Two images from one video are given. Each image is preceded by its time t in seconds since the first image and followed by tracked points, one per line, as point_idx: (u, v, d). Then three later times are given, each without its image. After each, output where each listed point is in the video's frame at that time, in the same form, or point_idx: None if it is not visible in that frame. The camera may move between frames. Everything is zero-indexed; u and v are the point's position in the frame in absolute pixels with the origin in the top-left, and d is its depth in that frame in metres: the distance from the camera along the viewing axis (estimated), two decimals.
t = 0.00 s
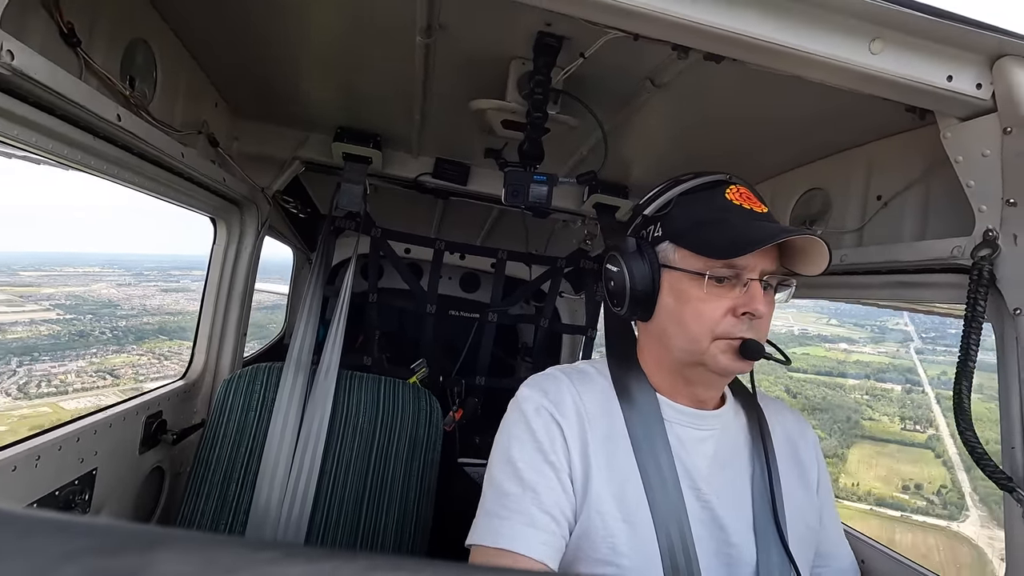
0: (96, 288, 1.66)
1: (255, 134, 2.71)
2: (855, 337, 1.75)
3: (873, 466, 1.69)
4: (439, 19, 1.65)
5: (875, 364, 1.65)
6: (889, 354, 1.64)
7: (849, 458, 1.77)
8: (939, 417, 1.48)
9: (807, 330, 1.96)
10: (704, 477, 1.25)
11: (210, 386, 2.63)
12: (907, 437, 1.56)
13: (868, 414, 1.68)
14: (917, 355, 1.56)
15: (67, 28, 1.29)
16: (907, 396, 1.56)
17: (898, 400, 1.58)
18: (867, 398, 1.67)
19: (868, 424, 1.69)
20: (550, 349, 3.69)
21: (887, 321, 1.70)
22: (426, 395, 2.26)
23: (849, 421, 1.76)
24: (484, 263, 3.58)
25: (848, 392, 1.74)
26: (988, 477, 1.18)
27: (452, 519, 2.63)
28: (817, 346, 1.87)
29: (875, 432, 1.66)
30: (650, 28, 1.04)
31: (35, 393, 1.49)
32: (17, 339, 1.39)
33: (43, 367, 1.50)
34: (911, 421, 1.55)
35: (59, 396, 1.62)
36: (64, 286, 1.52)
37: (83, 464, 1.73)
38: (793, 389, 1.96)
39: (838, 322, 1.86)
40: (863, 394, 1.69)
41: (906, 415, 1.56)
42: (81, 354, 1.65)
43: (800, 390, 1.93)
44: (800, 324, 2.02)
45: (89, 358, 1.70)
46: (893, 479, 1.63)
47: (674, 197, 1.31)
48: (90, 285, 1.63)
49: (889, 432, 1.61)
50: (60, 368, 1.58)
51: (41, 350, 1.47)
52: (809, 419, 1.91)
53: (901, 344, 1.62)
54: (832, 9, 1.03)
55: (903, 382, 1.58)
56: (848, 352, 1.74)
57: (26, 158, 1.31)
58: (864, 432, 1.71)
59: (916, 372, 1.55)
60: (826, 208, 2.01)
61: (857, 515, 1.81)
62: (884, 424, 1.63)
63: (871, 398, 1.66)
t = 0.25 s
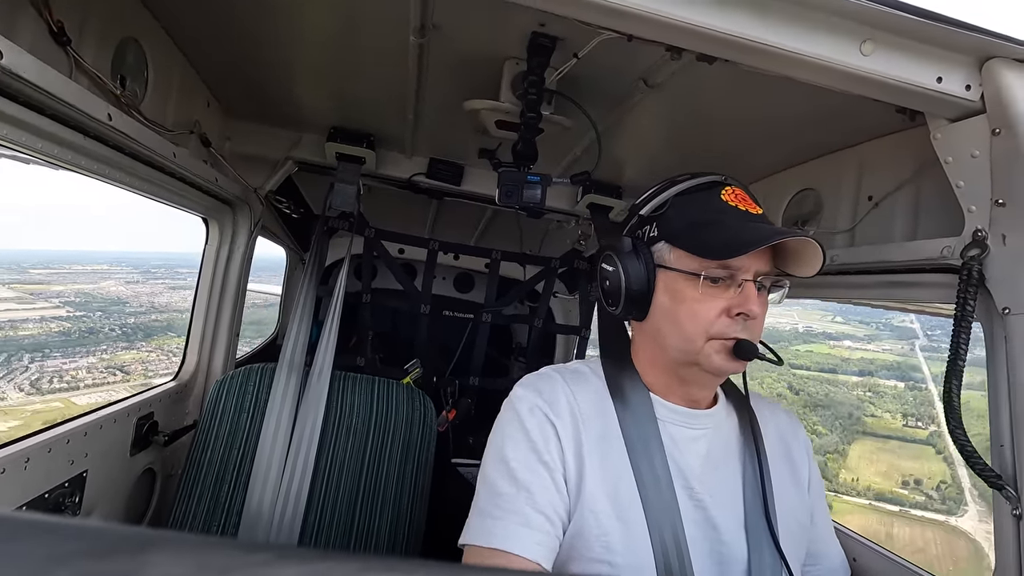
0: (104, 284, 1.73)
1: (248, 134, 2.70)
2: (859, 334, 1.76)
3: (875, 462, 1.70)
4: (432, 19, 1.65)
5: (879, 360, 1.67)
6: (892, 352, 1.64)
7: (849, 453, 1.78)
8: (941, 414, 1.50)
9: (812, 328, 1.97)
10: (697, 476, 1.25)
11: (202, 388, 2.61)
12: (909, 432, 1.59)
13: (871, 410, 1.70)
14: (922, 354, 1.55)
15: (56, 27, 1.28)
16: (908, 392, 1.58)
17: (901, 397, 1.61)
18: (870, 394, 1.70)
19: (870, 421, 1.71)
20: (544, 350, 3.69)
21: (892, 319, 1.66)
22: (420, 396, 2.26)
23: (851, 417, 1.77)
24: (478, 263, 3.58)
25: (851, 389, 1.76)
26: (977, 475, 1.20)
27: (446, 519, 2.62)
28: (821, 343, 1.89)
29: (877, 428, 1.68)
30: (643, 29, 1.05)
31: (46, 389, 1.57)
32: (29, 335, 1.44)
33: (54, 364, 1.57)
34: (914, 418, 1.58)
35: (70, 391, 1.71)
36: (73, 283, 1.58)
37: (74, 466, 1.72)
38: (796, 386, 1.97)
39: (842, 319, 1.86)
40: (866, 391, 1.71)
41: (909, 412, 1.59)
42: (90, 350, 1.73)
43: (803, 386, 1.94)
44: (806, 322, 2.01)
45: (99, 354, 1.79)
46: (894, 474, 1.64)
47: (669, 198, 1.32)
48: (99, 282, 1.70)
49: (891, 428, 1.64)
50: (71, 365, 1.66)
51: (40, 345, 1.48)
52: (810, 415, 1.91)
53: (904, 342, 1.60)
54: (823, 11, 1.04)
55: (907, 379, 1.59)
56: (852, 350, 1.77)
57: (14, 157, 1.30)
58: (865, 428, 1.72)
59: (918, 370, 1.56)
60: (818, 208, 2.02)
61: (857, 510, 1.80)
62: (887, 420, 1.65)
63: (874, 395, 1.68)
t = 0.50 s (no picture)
0: (112, 282, 1.81)
1: (243, 131, 2.69)
2: (865, 331, 1.73)
3: (876, 457, 1.68)
4: (429, 18, 1.65)
5: (882, 357, 1.65)
6: (898, 349, 1.61)
7: (850, 449, 1.77)
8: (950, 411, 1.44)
9: (817, 325, 1.95)
10: (687, 478, 1.25)
11: (195, 386, 2.60)
12: (911, 429, 1.57)
13: (873, 407, 1.68)
14: (927, 351, 1.52)
15: (49, 21, 1.27)
16: (912, 389, 1.56)
17: (904, 393, 1.59)
18: (873, 391, 1.67)
19: (872, 417, 1.69)
20: (539, 350, 3.69)
21: (897, 316, 1.63)
22: (412, 395, 2.25)
23: (853, 413, 1.75)
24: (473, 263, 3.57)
25: (855, 386, 1.73)
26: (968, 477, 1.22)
27: (439, 519, 2.62)
28: (826, 340, 1.87)
29: (878, 424, 1.66)
30: (639, 30, 1.05)
31: (59, 384, 1.65)
32: (41, 332, 1.50)
33: (66, 360, 1.65)
34: (916, 414, 1.55)
35: (82, 386, 1.80)
36: (83, 281, 1.65)
37: (64, 464, 1.70)
38: (798, 383, 1.94)
39: (847, 316, 1.83)
40: (869, 388, 1.69)
41: (912, 408, 1.56)
42: (101, 346, 1.83)
43: (805, 383, 1.91)
44: (811, 318, 1.99)
45: (110, 350, 1.90)
46: (894, 469, 1.62)
47: (658, 199, 1.32)
48: (108, 278, 1.78)
49: (894, 425, 1.62)
50: (83, 361, 1.75)
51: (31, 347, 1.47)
52: (812, 412, 1.90)
53: (911, 340, 1.58)
54: (817, 15, 1.05)
55: (910, 376, 1.56)
56: (857, 346, 1.74)
57: (7, 153, 1.28)
58: (868, 424, 1.71)
59: (922, 367, 1.53)
60: (812, 211, 2.03)
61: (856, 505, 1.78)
62: (889, 417, 1.63)
63: (877, 391, 1.66)
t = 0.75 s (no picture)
0: (123, 280, 1.91)
1: (240, 129, 2.68)
2: (869, 328, 1.73)
3: (878, 453, 1.66)
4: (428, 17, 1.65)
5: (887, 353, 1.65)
6: (904, 345, 1.60)
7: (852, 445, 1.75)
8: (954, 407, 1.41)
9: (822, 321, 1.94)
10: (683, 481, 1.26)
11: (190, 384, 2.59)
12: (913, 425, 1.56)
13: (875, 403, 1.67)
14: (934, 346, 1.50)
15: (46, 17, 1.27)
16: (916, 386, 1.54)
17: (907, 390, 1.57)
18: (877, 387, 1.66)
19: (874, 413, 1.68)
20: (535, 350, 3.69)
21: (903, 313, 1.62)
22: (409, 395, 2.26)
23: (855, 409, 1.74)
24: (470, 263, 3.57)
25: (858, 382, 1.73)
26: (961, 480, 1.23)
27: (435, 519, 2.62)
28: (831, 337, 1.88)
29: (881, 421, 1.64)
30: (638, 32, 1.05)
31: (71, 379, 1.75)
32: (52, 327, 1.58)
33: (80, 355, 1.75)
34: (919, 411, 1.54)
35: (93, 381, 1.91)
36: (92, 278, 1.72)
37: (58, 461, 1.70)
38: (801, 378, 1.93)
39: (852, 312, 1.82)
40: (873, 384, 1.68)
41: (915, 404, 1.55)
42: (113, 343, 1.94)
43: (808, 379, 1.91)
44: (816, 315, 1.97)
45: (121, 346, 2.02)
46: (895, 465, 1.60)
47: (658, 201, 1.33)
48: (118, 277, 1.87)
49: (897, 421, 1.60)
50: (95, 356, 1.85)
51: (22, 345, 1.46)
52: (813, 408, 1.88)
53: (916, 335, 1.57)
54: (815, 18, 1.05)
55: (913, 373, 1.56)
56: (862, 343, 1.74)
57: (3, 149, 1.28)
58: (869, 420, 1.69)
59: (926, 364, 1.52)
60: (808, 214, 2.04)
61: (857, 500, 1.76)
62: (893, 413, 1.61)
63: (881, 387, 1.65)
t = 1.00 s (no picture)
0: (132, 277, 2.00)
1: (238, 126, 2.67)
2: (873, 325, 1.70)
3: (879, 449, 1.66)
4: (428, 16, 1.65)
5: (890, 350, 1.64)
6: (908, 342, 1.59)
7: (853, 441, 1.74)
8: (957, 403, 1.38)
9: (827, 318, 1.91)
10: (677, 483, 1.26)
11: (185, 382, 2.58)
12: (914, 422, 1.55)
13: (877, 400, 1.66)
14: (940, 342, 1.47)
15: (45, 12, 1.27)
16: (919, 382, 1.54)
17: (909, 387, 1.56)
18: (882, 384, 1.64)
19: (876, 410, 1.66)
20: (532, 351, 3.69)
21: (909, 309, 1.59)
22: (405, 393, 2.26)
23: (858, 406, 1.72)
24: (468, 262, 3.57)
25: (862, 378, 1.71)
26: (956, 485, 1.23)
27: (430, 519, 2.61)
28: (835, 334, 1.85)
29: (883, 417, 1.63)
30: (638, 34, 1.05)
31: (82, 374, 1.83)
32: (64, 324, 1.63)
33: (90, 352, 1.83)
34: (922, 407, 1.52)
35: (104, 375, 2.01)
36: (102, 276, 1.79)
37: (52, 458, 1.69)
38: (804, 376, 1.92)
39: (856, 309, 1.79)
40: (877, 381, 1.66)
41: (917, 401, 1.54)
42: (122, 339, 2.04)
43: (812, 376, 1.89)
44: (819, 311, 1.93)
45: (130, 343, 2.12)
46: (896, 460, 1.60)
47: (652, 203, 1.32)
48: (126, 274, 1.94)
49: (900, 418, 1.59)
50: (105, 353, 1.94)
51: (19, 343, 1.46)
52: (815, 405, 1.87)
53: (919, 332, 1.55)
54: (814, 22, 1.05)
55: (917, 369, 1.55)
56: (867, 340, 1.72)
57: None
58: (871, 416, 1.68)
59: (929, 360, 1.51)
60: (806, 217, 2.05)
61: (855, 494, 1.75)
62: (896, 410, 1.60)
63: (885, 384, 1.63)
